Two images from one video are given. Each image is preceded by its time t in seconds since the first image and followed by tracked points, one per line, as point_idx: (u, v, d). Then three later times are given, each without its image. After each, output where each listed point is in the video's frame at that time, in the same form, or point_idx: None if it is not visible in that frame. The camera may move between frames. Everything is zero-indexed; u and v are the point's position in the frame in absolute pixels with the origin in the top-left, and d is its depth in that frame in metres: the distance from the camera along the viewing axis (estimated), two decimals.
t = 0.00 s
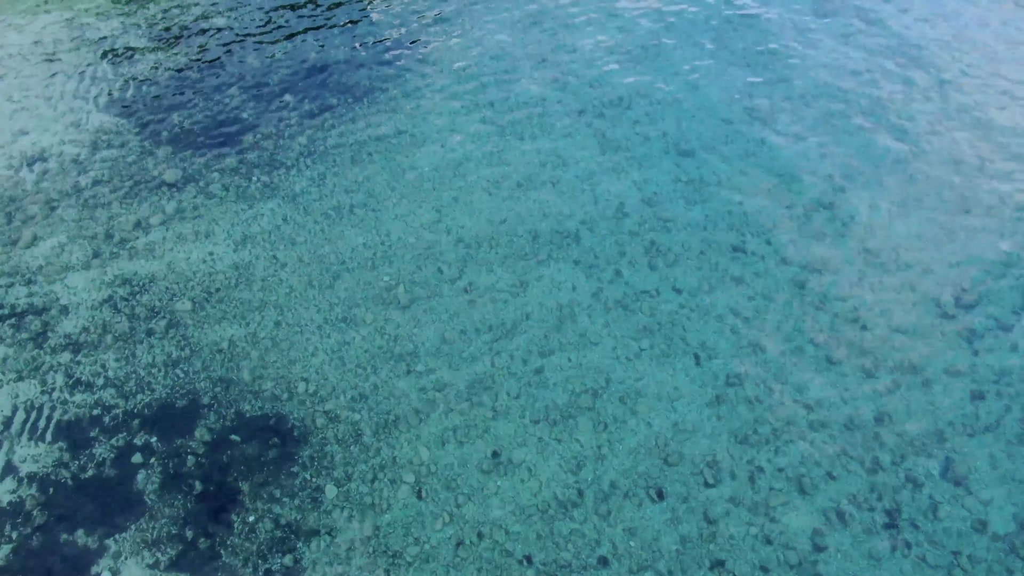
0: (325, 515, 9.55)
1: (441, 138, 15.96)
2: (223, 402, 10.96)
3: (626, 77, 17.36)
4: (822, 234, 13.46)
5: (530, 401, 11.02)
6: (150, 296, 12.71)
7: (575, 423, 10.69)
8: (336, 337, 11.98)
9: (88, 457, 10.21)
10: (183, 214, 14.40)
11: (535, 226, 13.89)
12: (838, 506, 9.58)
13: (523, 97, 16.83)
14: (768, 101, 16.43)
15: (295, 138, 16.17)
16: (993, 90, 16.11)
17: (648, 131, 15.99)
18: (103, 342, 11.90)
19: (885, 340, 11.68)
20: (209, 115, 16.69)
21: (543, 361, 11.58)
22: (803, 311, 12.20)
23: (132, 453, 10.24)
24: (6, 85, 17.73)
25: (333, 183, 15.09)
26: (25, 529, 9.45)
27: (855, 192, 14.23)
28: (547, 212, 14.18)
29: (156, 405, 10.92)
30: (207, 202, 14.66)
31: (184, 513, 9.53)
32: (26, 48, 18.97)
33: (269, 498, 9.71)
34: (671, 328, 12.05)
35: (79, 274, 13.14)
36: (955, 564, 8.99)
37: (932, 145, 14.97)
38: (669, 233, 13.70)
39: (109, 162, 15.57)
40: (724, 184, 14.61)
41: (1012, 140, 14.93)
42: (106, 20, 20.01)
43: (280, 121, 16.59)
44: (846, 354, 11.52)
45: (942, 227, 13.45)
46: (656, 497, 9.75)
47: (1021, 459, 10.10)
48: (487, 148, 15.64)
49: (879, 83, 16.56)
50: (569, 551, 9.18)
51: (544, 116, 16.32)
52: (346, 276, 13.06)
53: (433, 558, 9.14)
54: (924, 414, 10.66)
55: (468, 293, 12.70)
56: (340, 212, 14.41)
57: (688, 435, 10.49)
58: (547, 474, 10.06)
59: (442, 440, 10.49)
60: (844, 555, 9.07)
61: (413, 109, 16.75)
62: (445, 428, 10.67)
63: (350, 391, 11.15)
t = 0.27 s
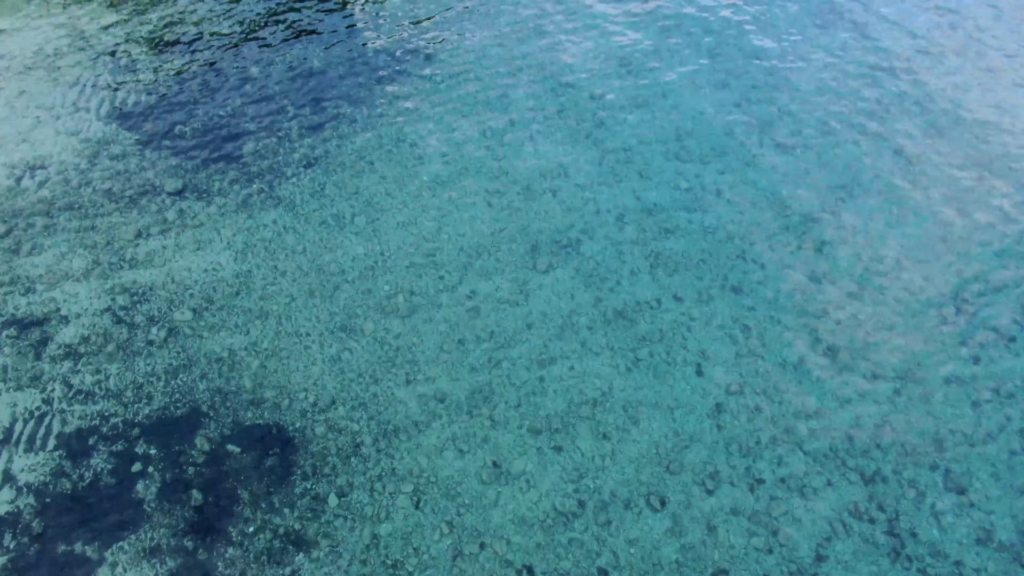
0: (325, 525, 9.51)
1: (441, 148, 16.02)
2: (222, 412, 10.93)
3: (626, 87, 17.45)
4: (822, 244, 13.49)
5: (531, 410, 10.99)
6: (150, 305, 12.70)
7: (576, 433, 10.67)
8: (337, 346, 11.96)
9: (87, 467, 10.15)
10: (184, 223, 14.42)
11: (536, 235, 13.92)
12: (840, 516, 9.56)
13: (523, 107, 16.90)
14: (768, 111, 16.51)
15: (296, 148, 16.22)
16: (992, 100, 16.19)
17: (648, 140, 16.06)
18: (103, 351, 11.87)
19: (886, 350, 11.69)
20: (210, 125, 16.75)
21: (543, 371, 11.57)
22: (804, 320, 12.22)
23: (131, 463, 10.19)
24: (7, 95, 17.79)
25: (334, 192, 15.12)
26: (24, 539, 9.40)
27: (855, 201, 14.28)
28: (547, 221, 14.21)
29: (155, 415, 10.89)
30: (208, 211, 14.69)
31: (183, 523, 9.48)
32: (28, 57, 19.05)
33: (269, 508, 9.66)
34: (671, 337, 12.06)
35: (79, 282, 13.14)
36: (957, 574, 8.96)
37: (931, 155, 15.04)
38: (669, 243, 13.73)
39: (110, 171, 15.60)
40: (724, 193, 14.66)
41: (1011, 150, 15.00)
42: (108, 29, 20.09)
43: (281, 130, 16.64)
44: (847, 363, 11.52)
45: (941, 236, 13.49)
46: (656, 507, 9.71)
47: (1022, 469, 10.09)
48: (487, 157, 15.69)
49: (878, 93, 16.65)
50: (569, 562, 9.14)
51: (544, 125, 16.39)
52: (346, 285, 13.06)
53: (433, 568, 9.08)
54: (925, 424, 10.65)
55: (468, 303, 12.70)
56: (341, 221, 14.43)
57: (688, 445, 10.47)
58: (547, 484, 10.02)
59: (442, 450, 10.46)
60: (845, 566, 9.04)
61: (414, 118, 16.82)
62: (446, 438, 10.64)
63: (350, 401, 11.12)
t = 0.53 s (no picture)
0: (325, 537, 9.46)
1: (442, 158, 16.07)
2: (222, 422, 10.89)
3: (625, 98, 17.53)
4: (822, 254, 13.51)
5: (531, 421, 10.96)
6: (151, 316, 12.69)
7: (576, 444, 10.63)
8: (337, 357, 11.94)
9: (86, 478, 10.10)
10: (184, 234, 14.44)
11: (536, 246, 13.95)
12: (842, 527, 9.52)
13: (523, 117, 16.97)
14: (767, 122, 16.59)
15: (296, 158, 16.27)
16: (991, 110, 16.26)
17: (648, 151, 16.12)
18: (102, 362, 11.85)
19: (887, 360, 11.69)
20: (211, 135, 16.81)
21: (543, 381, 11.55)
22: (804, 330, 12.22)
23: (130, 474, 10.14)
24: (9, 106, 17.87)
25: (334, 202, 15.16)
26: (21, 551, 9.34)
27: (855, 211, 14.32)
28: (547, 231, 14.25)
29: (154, 425, 10.85)
30: (208, 221, 14.72)
31: (181, 535, 9.43)
32: (30, 68, 19.13)
33: (268, 519, 9.61)
34: (672, 347, 12.05)
35: (79, 293, 13.14)
36: None
37: (931, 166, 15.10)
38: (669, 253, 13.76)
39: (111, 182, 15.65)
40: (724, 204, 14.70)
41: (1011, 160, 15.06)
42: (110, 40, 20.18)
43: (282, 141, 16.70)
44: (848, 374, 11.52)
45: (941, 246, 13.53)
46: (657, 518, 9.67)
47: None
48: (488, 168, 15.75)
49: (877, 104, 16.73)
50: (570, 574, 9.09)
51: (544, 136, 16.45)
52: (346, 296, 13.07)
53: None
54: (926, 435, 10.62)
55: (469, 313, 12.71)
56: (341, 232, 14.46)
57: (689, 456, 10.43)
58: (548, 495, 9.97)
59: (442, 461, 10.42)
60: None
61: (414, 129, 16.89)
62: (446, 448, 10.60)
63: (350, 411, 11.09)
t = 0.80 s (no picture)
0: (324, 550, 9.41)
1: (443, 170, 16.14)
2: (222, 434, 10.85)
3: (625, 109, 17.61)
4: (822, 265, 13.55)
5: (532, 433, 10.94)
6: (151, 327, 12.69)
7: (577, 456, 10.60)
8: (337, 368, 11.92)
9: (84, 490, 10.04)
10: (185, 245, 14.47)
11: (537, 257, 13.98)
12: (843, 540, 9.50)
13: (523, 129, 17.05)
14: (767, 133, 16.67)
15: (298, 170, 16.33)
16: (990, 122, 16.35)
17: (648, 162, 16.18)
18: (102, 373, 11.82)
19: (888, 372, 11.69)
20: (212, 147, 16.88)
21: (544, 393, 11.54)
22: (805, 342, 12.24)
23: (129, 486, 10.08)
24: (11, 117, 17.94)
25: (335, 214, 15.20)
26: (20, 564, 9.30)
27: (855, 222, 14.37)
28: (547, 243, 14.28)
29: (154, 437, 10.80)
30: (209, 233, 14.75)
31: (181, 548, 9.39)
32: (32, 80, 19.20)
33: (267, 532, 9.57)
34: (672, 359, 12.05)
35: (80, 304, 13.14)
36: None
37: (931, 177, 15.16)
38: (669, 264, 13.79)
39: (112, 193, 15.70)
40: (725, 215, 14.74)
41: (1010, 172, 15.13)
42: (112, 52, 20.25)
43: (283, 152, 16.76)
44: (849, 385, 11.51)
45: (942, 258, 13.58)
46: (659, 530, 9.64)
47: None
48: (488, 179, 15.81)
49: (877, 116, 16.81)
50: None
51: (545, 148, 16.52)
52: (346, 307, 13.07)
53: None
54: (928, 447, 10.61)
55: (469, 325, 12.72)
56: (342, 243, 14.49)
57: (690, 468, 10.41)
58: (549, 507, 9.94)
59: (443, 472, 10.39)
60: None
61: (415, 141, 16.97)
62: (446, 460, 10.57)
63: (350, 423, 11.06)
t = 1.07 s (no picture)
0: (323, 563, 9.35)
1: (444, 182, 16.20)
2: (221, 446, 10.80)
3: (625, 122, 17.69)
4: (823, 277, 13.57)
5: (533, 445, 10.90)
6: (151, 339, 12.67)
7: (578, 468, 10.56)
8: (337, 380, 11.90)
9: (82, 503, 9.97)
10: (185, 257, 14.49)
11: (537, 269, 14.00)
12: (846, 553, 9.44)
13: (524, 142, 17.12)
14: (767, 145, 16.74)
15: (298, 182, 16.37)
16: (990, 134, 16.41)
17: (648, 174, 16.24)
18: (102, 385, 11.79)
19: (890, 384, 11.68)
20: (213, 159, 16.94)
21: (545, 405, 11.51)
22: (806, 354, 12.23)
23: (128, 498, 10.02)
24: (13, 129, 18.00)
25: (336, 226, 15.23)
26: None
27: (855, 234, 14.42)
28: (548, 254, 14.31)
29: (153, 449, 10.75)
30: (210, 245, 14.77)
31: (179, 562, 9.32)
32: (33, 92, 19.26)
33: (266, 545, 9.51)
34: (673, 371, 12.04)
35: (80, 316, 13.14)
36: None
37: (931, 189, 15.21)
38: (670, 276, 13.81)
39: (113, 205, 15.74)
40: (725, 227, 14.78)
41: (1010, 183, 15.17)
42: (113, 65, 20.29)
43: (284, 165, 16.81)
44: (851, 397, 11.49)
45: (942, 270, 13.61)
46: (660, 544, 9.58)
47: None
48: (489, 191, 15.86)
49: (877, 128, 16.89)
50: None
51: (545, 160, 16.58)
52: (347, 319, 13.07)
53: None
54: (931, 460, 10.57)
55: (470, 337, 12.71)
56: (342, 255, 14.51)
57: (692, 480, 10.37)
58: (550, 520, 9.88)
59: (443, 485, 10.34)
60: None
61: (416, 153, 17.03)
62: (446, 472, 10.52)
63: (350, 435, 11.01)
